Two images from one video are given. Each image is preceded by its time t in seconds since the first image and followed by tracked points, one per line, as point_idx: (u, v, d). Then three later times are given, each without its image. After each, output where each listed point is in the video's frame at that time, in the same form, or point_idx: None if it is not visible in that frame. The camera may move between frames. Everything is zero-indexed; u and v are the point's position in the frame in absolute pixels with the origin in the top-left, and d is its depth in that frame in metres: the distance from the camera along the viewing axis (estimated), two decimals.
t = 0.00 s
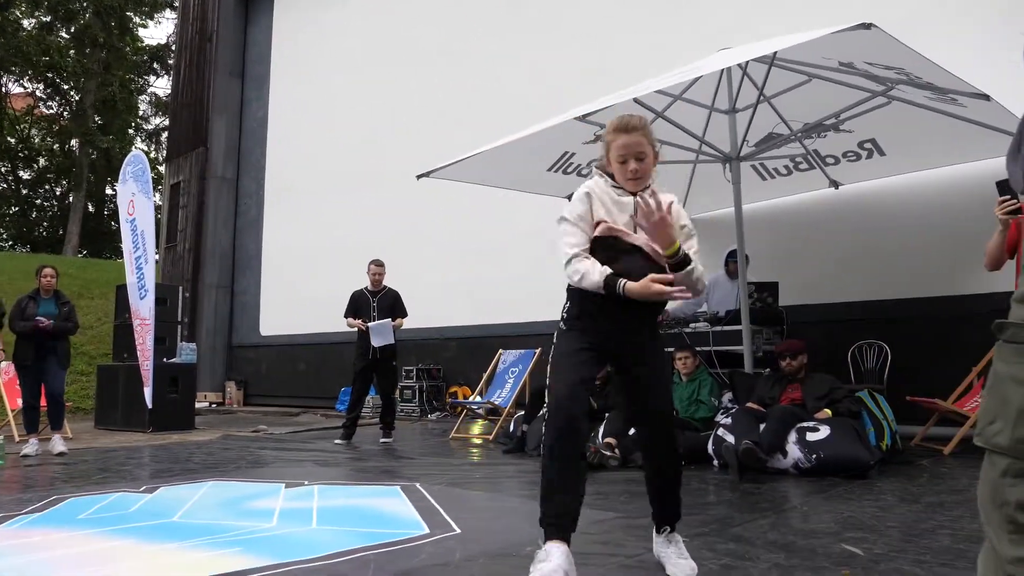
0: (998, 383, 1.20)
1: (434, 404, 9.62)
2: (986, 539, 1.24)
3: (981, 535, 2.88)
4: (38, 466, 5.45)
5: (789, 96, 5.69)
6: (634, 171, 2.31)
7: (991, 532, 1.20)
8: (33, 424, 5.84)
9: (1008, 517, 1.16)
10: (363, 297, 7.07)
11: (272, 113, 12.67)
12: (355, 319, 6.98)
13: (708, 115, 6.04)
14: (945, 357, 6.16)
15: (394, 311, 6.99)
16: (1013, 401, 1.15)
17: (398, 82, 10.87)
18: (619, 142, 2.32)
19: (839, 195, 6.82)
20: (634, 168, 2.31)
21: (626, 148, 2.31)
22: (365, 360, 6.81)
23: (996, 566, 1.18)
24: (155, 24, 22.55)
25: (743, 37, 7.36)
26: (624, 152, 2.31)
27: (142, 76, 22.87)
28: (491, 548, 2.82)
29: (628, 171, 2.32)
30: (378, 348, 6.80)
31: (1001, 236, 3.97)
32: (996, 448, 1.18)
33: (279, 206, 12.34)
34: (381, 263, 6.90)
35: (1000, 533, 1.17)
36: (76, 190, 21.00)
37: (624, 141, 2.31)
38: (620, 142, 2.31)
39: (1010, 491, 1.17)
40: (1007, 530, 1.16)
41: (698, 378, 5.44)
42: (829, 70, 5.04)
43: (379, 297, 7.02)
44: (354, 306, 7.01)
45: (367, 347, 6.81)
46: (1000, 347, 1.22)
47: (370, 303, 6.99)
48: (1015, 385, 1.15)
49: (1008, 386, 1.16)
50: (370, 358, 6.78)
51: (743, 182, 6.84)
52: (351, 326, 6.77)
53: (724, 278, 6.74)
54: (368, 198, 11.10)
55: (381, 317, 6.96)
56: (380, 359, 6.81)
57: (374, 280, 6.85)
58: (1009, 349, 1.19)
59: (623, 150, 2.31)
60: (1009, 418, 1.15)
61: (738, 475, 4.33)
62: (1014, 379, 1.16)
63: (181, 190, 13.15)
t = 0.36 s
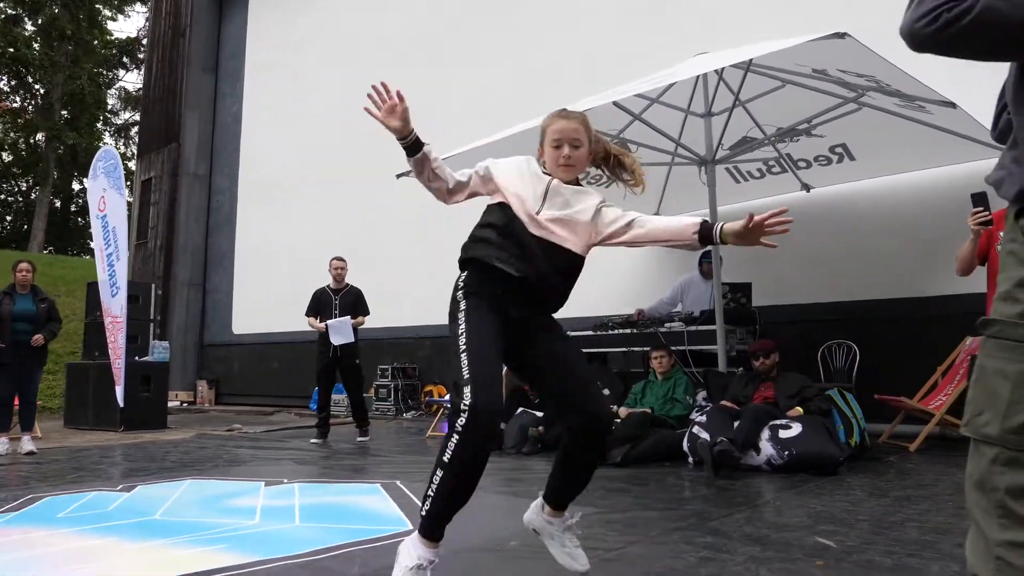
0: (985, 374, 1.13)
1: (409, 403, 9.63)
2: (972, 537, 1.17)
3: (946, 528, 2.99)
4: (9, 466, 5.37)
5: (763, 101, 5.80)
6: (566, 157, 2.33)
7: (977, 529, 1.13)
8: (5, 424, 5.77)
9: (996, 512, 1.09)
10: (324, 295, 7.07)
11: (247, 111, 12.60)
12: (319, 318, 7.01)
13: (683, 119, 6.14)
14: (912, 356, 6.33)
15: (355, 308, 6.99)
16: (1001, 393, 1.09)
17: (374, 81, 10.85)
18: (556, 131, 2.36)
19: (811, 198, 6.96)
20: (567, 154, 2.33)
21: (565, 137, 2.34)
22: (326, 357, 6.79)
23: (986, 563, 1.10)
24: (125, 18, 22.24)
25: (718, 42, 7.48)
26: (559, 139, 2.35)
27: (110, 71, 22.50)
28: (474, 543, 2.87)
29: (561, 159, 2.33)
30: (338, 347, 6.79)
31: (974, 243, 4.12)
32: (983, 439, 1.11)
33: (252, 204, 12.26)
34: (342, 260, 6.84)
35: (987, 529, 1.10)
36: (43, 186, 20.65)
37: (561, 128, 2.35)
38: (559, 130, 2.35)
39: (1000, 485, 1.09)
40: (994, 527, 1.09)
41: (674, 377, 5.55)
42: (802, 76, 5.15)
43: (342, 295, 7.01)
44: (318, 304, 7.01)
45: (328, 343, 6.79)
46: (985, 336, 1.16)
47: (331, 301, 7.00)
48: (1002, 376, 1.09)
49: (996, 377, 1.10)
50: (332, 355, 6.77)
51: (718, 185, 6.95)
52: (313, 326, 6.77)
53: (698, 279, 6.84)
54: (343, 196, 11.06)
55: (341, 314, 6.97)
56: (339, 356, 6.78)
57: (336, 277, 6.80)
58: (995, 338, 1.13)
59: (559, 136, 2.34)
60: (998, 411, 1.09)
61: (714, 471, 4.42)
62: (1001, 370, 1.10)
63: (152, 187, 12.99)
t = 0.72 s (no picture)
0: (962, 367, 1.25)
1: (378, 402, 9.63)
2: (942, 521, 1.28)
3: (907, 519, 3.11)
4: None
5: (730, 106, 5.93)
6: (504, 136, 2.11)
7: (950, 513, 1.23)
8: None
9: (969, 494, 1.20)
10: (282, 294, 6.98)
11: (212, 107, 12.46)
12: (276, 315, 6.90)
13: (652, 122, 6.24)
14: (872, 356, 6.52)
15: (312, 303, 6.92)
16: (977, 384, 1.20)
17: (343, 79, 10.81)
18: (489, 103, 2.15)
19: (775, 201, 7.12)
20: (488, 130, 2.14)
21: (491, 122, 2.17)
22: (288, 356, 6.72)
23: (957, 543, 1.20)
24: (84, 10, 21.78)
25: (686, 46, 7.61)
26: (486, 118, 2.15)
27: (69, 64, 22.00)
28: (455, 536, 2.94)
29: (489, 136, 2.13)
30: (300, 344, 6.71)
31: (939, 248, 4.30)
32: (961, 427, 1.22)
33: (218, 201, 12.14)
34: (299, 256, 6.77)
35: (960, 510, 1.21)
36: None
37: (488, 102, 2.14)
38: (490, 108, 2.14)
39: (971, 469, 1.20)
40: (967, 510, 1.20)
41: (643, 375, 5.65)
42: (769, 82, 5.28)
43: (296, 292, 6.92)
44: (275, 303, 6.92)
45: (289, 342, 6.71)
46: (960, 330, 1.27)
47: (289, 299, 6.91)
48: (980, 368, 1.20)
49: (972, 369, 1.22)
50: (294, 354, 6.71)
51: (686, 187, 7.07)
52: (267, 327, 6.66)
53: (666, 279, 6.97)
54: (311, 194, 10.99)
55: (299, 311, 6.89)
56: (302, 355, 6.73)
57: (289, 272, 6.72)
58: (970, 330, 1.24)
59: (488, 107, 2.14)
60: (975, 400, 1.20)
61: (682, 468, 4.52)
62: (977, 362, 1.21)
63: (114, 183, 12.78)
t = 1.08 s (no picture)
0: (956, 371, 1.43)
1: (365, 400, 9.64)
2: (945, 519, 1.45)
3: (894, 513, 3.19)
4: None
5: (717, 108, 6.01)
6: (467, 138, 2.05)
7: (952, 509, 1.41)
8: None
9: (968, 490, 1.37)
10: (266, 293, 6.96)
11: (197, 105, 12.40)
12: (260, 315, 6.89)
13: (640, 123, 6.30)
14: (855, 354, 6.62)
15: (297, 301, 6.91)
16: (969, 385, 1.38)
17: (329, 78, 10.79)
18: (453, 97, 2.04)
19: (759, 202, 7.21)
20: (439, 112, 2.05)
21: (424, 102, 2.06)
22: (274, 355, 6.71)
23: (960, 537, 1.38)
24: (66, 5, 21.55)
25: (673, 48, 7.68)
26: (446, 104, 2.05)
27: (51, 60, 21.73)
28: (451, 532, 2.97)
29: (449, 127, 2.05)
30: (286, 343, 6.70)
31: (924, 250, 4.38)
32: (956, 427, 1.40)
33: (203, 200, 12.09)
34: (281, 255, 6.76)
35: (963, 507, 1.38)
36: None
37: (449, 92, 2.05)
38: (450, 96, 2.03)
39: (969, 466, 1.38)
40: (968, 506, 1.37)
41: (631, 374, 5.72)
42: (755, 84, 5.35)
43: (280, 291, 6.90)
44: (260, 303, 6.91)
45: (274, 342, 6.71)
46: (950, 333, 1.46)
47: (273, 298, 6.89)
48: (970, 369, 1.39)
49: (963, 371, 1.40)
50: (279, 353, 6.70)
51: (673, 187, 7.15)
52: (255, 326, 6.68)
53: (653, 279, 7.05)
54: (297, 193, 10.96)
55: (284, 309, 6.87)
56: (288, 354, 6.72)
57: (273, 271, 6.71)
58: (962, 335, 1.42)
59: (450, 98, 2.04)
60: (967, 401, 1.38)
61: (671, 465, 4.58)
62: (968, 365, 1.39)
63: (98, 181, 12.68)
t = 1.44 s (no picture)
0: (952, 326, 1.56)
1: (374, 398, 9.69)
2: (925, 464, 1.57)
3: (902, 507, 3.21)
4: None
5: (725, 105, 6.02)
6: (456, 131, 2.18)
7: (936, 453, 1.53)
8: None
9: (950, 438, 1.51)
10: (276, 290, 7.01)
11: (206, 104, 12.46)
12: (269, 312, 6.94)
13: (649, 120, 6.32)
14: (863, 351, 6.64)
15: (306, 297, 6.94)
16: (962, 338, 1.53)
17: (337, 77, 10.82)
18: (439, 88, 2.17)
19: (767, 200, 7.23)
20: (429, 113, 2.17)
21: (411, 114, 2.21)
22: (283, 352, 6.77)
23: (942, 482, 1.50)
24: (76, 6, 21.66)
25: (683, 46, 7.69)
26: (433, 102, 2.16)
27: (61, 60, 21.81)
28: (462, 523, 3.01)
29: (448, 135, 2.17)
30: (295, 339, 6.75)
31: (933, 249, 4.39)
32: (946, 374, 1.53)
33: (213, 197, 12.15)
34: (291, 252, 6.80)
35: (944, 454, 1.52)
36: None
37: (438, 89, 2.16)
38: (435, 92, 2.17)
39: (950, 414, 1.52)
40: (948, 453, 1.51)
41: (639, 370, 5.74)
42: (764, 82, 5.38)
43: (289, 287, 6.94)
44: (270, 300, 6.96)
45: (283, 339, 6.76)
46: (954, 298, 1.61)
47: (282, 295, 6.92)
48: (966, 324, 1.53)
49: (959, 326, 1.54)
50: (288, 350, 6.74)
51: (681, 185, 7.17)
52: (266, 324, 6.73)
53: (661, 276, 7.08)
54: (306, 191, 11.01)
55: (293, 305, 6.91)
56: (296, 351, 6.76)
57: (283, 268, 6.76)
58: (964, 296, 1.57)
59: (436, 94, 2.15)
60: (960, 353, 1.52)
61: (679, 460, 4.61)
62: (966, 320, 1.54)
63: (109, 179, 12.77)
